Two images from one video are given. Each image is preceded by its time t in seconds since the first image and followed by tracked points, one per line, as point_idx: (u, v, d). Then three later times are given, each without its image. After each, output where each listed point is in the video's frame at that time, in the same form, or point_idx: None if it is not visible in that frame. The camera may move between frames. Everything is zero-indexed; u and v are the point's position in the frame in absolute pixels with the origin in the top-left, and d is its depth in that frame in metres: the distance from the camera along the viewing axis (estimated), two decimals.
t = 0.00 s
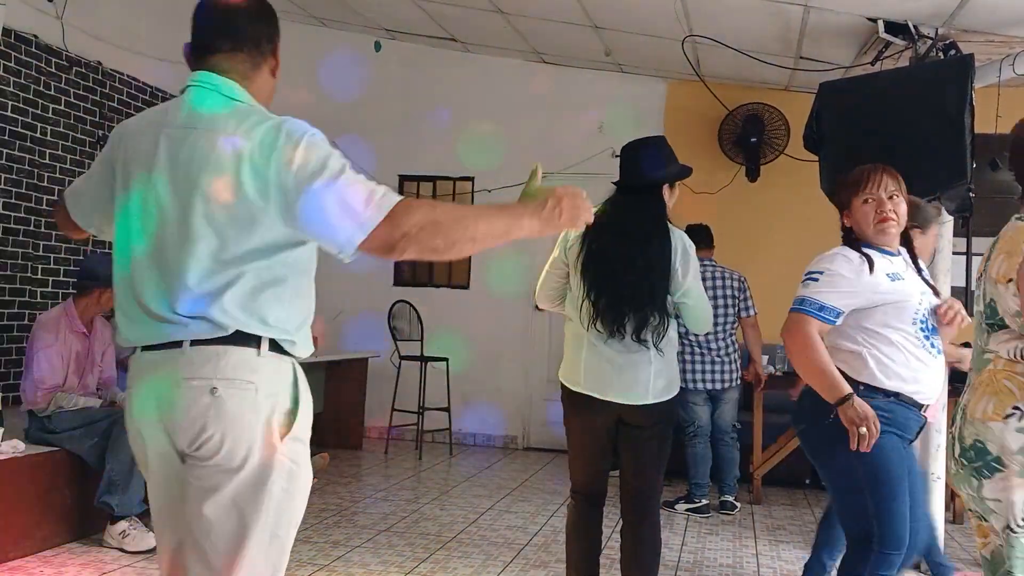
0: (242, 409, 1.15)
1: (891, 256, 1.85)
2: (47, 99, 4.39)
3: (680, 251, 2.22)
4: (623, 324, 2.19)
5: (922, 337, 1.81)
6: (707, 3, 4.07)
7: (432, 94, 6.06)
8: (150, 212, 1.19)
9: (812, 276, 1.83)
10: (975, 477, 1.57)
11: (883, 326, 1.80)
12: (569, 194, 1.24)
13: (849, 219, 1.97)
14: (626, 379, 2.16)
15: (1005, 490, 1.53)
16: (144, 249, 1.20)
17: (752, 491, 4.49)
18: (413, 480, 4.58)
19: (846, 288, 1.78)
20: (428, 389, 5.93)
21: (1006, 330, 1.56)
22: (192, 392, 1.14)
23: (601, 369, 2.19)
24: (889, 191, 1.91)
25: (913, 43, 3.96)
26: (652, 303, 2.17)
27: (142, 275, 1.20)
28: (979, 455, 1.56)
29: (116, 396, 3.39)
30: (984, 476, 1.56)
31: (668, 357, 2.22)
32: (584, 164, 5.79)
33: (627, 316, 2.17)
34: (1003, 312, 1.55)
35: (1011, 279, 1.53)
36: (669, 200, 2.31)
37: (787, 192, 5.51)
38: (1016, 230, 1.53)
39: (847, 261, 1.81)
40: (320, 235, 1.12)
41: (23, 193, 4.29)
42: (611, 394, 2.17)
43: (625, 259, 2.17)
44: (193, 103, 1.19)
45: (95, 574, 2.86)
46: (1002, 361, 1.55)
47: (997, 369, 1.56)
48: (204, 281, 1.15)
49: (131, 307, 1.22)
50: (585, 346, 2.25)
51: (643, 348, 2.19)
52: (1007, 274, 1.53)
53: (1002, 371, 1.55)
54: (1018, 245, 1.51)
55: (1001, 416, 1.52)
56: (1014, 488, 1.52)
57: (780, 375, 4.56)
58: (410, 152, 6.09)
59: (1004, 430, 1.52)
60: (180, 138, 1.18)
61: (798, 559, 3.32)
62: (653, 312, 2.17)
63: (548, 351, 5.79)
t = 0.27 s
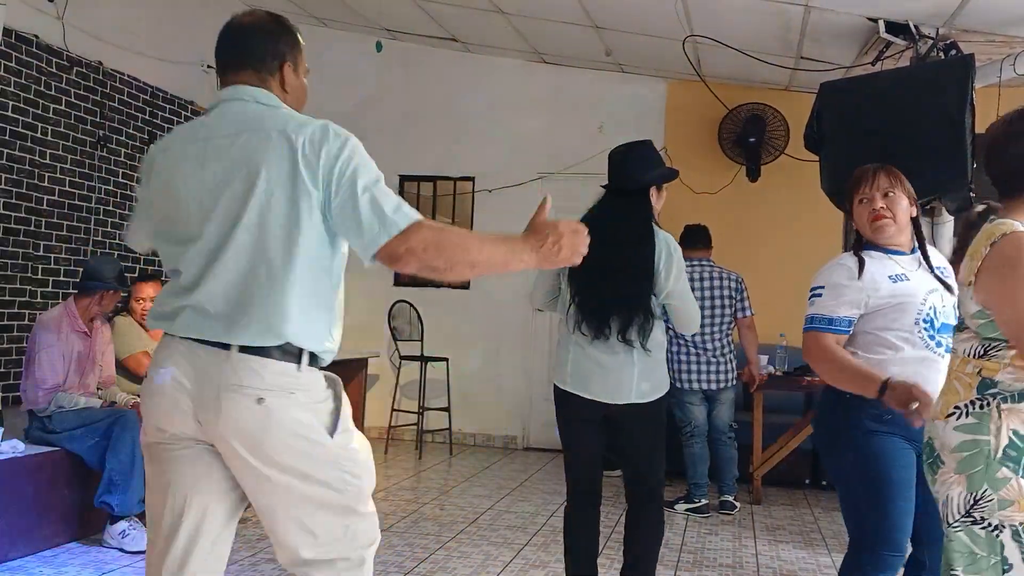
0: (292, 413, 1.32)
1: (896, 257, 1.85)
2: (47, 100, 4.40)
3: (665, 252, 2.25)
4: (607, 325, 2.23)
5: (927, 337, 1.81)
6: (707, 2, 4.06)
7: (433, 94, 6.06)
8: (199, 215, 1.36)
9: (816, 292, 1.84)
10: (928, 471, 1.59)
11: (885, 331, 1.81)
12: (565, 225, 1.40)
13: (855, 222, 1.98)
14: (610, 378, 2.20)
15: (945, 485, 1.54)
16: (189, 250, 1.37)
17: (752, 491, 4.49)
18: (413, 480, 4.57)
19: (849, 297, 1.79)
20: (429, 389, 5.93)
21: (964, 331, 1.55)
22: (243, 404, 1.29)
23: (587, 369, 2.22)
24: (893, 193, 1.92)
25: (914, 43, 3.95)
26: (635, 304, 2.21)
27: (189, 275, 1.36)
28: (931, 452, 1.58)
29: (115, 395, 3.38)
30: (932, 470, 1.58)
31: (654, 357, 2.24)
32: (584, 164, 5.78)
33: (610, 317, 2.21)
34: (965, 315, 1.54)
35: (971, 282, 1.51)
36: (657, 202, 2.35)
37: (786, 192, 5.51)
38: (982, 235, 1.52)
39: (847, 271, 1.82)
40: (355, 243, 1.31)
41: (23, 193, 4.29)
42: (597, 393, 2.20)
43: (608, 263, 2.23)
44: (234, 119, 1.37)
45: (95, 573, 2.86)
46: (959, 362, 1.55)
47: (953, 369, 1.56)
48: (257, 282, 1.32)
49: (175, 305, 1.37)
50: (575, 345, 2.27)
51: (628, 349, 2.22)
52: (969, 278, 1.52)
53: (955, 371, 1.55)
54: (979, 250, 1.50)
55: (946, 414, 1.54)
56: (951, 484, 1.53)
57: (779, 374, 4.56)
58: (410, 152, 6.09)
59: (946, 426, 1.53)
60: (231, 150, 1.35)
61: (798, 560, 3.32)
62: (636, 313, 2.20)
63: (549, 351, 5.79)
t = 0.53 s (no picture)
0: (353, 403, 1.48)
1: (906, 261, 1.92)
2: (47, 100, 4.40)
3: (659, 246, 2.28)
4: (601, 320, 2.28)
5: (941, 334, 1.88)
6: (707, 2, 4.06)
7: (432, 94, 6.06)
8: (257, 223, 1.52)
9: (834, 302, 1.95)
10: (936, 470, 1.40)
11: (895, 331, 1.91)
12: (556, 193, 1.63)
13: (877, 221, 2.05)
14: (604, 371, 2.24)
15: (963, 485, 1.35)
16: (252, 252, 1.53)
17: (751, 491, 4.49)
18: (413, 480, 4.58)
19: (866, 305, 1.89)
20: (429, 390, 5.93)
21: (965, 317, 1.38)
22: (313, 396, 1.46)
23: (585, 362, 2.27)
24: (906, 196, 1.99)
25: (914, 43, 3.96)
26: (628, 299, 2.24)
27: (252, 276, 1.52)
28: (941, 449, 1.39)
29: (115, 395, 3.35)
30: (944, 468, 1.38)
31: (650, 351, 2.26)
32: (584, 164, 5.79)
33: (604, 311, 2.26)
34: (965, 296, 1.38)
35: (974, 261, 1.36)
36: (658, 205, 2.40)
37: (786, 192, 5.51)
38: (980, 216, 1.39)
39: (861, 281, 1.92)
40: (401, 240, 1.46)
41: (23, 193, 4.29)
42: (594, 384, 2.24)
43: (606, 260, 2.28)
44: (292, 134, 1.54)
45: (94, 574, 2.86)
46: (966, 352, 1.38)
47: (962, 361, 1.38)
48: (313, 280, 1.48)
49: (240, 302, 1.53)
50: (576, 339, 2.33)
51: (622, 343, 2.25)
52: (970, 257, 1.37)
53: (965, 363, 1.37)
54: (981, 229, 1.36)
55: (964, 410, 1.35)
56: (972, 484, 1.34)
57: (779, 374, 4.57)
58: (410, 152, 6.08)
59: (966, 423, 1.35)
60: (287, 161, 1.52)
61: (798, 560, 3.33)
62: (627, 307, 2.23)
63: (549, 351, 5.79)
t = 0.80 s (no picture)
0: (395, 399, 1.50)
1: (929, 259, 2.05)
2: (47, 100, 4.40)
3: (683, 252, 2.44)
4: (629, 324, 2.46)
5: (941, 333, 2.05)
6: (707, 2, 4.06)
7: (432, 94, 6.06)
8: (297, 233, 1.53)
9: (858, 288, 2.02)
10: (926, 475, 1.43)
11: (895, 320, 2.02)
12: (589, 214, 1.63)
13: (905, 217, 2.14)
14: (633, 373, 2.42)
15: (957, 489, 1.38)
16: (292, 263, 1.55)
17: (752, 491, 4.49)
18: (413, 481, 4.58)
19: (889, 296, 1.97)
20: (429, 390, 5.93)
21: (960, 322, 1.40)
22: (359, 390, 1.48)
23: (615, 366, 2.45)
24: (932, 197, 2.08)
25: (914, 43, 3.96)
26: (653, 304, 2.42)
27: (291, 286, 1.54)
28: (931, 454, 1.41)
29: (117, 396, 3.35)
30: (935, 473, 1.41)
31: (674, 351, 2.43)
32: (584, 164, 5.79)
33: (630, 318, 2.44)
34: (962, 302, 1.40)
35: (974, 268, 1.37)
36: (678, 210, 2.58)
37: (787, 193, 5.51)
38: (973, 220, 1.41)
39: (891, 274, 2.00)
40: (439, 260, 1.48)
41: (23, 192, 4.29)
42: (623, 387, 2.42)
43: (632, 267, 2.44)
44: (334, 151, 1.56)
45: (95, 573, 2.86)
46: (958, 356, 1.40)
47: (953, 365, 1.41)
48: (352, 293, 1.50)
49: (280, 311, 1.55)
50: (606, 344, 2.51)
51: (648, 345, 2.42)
52: (968, 263, 1.38)
53: (959, 368, 1.40)
54: (978, 235, 1.38)
55: (959, 413, 1.38)
56: (967, 487, 1.37)
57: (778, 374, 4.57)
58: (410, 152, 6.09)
59: (961, 428, 1.37)
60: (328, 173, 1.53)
61: (798, 560, 3.33)
62: (650, 310, 2.42)
63: (549, 351, 5.79)
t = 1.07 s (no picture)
0: (416, 401, 1.50)
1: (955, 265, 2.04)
2: (47, 99, 4.40)
3: (703, 250, 2.55)
4: (650, 321, 2.53)
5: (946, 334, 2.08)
6: (707, 2, 4.06)
7: (432, 93, 6.05)
8: (325, 233, 1.55)
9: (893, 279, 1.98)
10: (924, 481, 1.41)
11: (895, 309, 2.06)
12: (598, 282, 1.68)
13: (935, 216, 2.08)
14: (658, 367, 2.47)
15: (955, 496, 1.36)
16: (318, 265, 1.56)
17: (751, 491, 4.49)
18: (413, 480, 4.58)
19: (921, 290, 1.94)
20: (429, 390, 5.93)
21: (957, 325, 1.37)
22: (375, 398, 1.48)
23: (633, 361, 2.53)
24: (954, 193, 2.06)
25: (914, 43, 3.96)
26: (676, 299, 2.51)
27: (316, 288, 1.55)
28: (929, 460, 1.39)
29: (116, 396, 3.34)
30: (933, 480, 1.39)
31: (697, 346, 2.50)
32: (584, 164, 5.79)
33: (652, 314, 2.52)
34: (961, 304, 1.36)
35: (975, 270, 1.34)
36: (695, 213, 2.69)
37: (786, 193, 5.51)
38: (972, 220, 1.39)
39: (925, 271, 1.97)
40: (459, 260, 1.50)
41: (23, 192, 4.29)
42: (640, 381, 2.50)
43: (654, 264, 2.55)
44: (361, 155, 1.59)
45: (94, 574, 2.86)
46: (954, 360, 1.37)
47: (949, 369, 1.38)
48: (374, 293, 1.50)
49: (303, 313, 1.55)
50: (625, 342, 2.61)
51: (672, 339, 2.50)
52: (969, 264, 1.36)
53: (954, 371, 1.37)
54: (978, 236, 1.35)
55: (956, 419, 1.35)
56: (965, 494, 1.35)
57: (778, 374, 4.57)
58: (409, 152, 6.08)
59: (959, 434, 1.34)
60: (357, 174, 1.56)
61: (798, 560, 3.33)
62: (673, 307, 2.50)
63: (549, 351, 5.79)
